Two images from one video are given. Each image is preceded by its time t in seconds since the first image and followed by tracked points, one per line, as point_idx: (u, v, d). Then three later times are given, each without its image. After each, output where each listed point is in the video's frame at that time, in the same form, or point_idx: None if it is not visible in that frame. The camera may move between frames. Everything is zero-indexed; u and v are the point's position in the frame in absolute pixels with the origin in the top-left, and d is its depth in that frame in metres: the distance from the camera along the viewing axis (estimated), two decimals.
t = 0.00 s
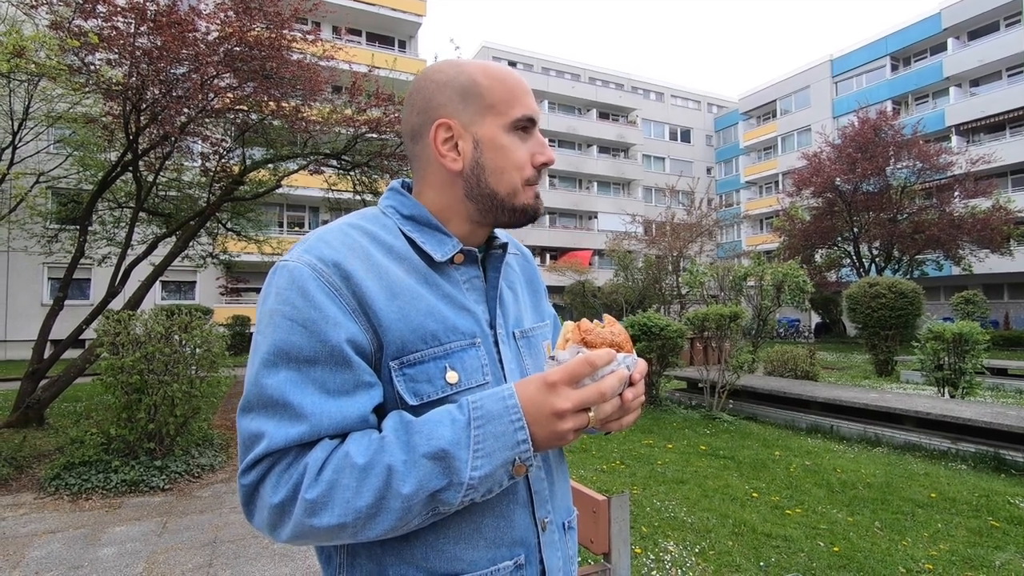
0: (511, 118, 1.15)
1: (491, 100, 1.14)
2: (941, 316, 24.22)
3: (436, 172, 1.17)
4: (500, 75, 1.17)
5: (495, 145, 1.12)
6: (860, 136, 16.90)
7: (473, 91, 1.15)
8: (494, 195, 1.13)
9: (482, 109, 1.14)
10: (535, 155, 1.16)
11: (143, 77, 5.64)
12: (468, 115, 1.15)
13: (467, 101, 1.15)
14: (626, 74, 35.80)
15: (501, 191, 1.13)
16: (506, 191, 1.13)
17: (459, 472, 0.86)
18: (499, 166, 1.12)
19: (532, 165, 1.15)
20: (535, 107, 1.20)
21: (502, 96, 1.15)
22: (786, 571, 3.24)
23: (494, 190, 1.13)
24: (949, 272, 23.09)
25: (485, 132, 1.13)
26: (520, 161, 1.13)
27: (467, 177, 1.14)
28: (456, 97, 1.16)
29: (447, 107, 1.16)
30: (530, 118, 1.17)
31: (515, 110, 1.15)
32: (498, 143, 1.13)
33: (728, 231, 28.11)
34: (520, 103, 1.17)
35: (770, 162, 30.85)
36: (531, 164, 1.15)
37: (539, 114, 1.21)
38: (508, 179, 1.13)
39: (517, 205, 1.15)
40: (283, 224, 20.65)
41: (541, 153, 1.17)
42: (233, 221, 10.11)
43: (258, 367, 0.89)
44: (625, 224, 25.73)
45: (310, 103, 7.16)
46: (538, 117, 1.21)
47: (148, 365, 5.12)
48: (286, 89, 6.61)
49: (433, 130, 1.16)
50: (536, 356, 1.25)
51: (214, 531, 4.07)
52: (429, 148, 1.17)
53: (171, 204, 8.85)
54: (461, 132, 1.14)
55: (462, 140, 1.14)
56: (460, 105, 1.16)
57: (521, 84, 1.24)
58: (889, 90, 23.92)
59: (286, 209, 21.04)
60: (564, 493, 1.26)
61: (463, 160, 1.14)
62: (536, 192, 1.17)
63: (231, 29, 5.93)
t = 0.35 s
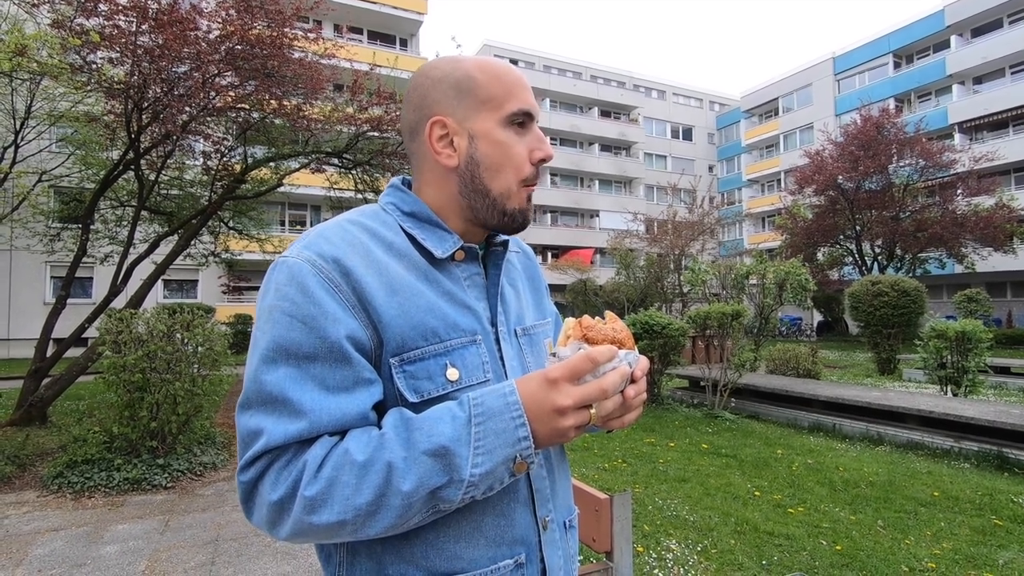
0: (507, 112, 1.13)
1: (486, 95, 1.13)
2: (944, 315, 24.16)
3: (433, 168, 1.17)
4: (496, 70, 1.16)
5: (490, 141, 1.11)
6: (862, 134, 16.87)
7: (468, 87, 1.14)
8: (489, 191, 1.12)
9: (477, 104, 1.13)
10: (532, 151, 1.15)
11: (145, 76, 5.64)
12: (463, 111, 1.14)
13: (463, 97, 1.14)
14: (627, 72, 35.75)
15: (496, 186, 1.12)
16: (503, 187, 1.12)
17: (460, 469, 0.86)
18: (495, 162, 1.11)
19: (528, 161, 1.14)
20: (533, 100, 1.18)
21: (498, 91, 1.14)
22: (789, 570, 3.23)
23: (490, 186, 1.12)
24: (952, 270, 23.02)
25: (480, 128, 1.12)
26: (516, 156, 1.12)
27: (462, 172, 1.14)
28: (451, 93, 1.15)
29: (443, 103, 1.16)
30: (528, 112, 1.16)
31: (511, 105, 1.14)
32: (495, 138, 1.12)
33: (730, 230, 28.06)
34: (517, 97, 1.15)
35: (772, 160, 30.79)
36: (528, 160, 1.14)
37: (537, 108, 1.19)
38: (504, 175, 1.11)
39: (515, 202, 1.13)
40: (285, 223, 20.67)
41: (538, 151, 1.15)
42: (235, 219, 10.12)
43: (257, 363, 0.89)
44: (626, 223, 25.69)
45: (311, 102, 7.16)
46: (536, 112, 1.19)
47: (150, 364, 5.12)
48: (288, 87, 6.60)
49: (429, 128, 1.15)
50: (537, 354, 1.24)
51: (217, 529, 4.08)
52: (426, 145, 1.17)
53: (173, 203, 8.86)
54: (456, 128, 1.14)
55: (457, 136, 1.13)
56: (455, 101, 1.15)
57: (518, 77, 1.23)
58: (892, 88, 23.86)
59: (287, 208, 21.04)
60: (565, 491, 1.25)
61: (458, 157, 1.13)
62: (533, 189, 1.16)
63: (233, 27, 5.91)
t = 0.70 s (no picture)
0: (501, 113, 1.12)
1: (480, 96, 1.12)
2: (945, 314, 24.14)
3: (429, 168, 1.17)
4: (493, 69, 1.15)
5: (484, 141, 1.11)
6: (863, 134, 16.85)
7: (464, 87, 1.14)
8: (484, 191, 1.12)
9: (472, 105, 1.12)
10: (528, 151, 1.13)
11: (145, 75, 5.63)
12: (459, 111, 1.13)
13: (458, 98, 1.14)
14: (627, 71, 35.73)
15: (492, 187, 1.11)
16: (496, 187, 1.11)
17: (459, 468, 0.86)
18: (489, 163, 1.11)
19: (524, 162, 1.12)
20: (529, 101, 1.17)
21: (493, 91, 1.13)
22: (789, 570, 3.23)
23: (485, 187, 1.11)
24: (952, 270, 23.01)
25: (475, 128, 1.11)
26: (510, 156, 1.11)
27: (457, 171, 1.13)
28: (447, 94, 1.15)
29: (438, 104, 1.15)
30: (524, 114, 1.15)
31: (506, 106, 1.13)
32: (489, 139, 1.11)
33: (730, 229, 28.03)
34: (512, 97, 1.14)
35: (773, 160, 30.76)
36: (524, 160, 1.13)
37: (534, 108, 1.18)
38: (498, 176, 1.11)
39: (510, 202, 1.13)
40: (285, 222, 20.66)
41: (535, 151, 1.14)
42: (235, 218, 10.11)
43: (256, 361, 0.89)
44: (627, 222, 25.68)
45: (312, 101, 7.15)
46: (534, 111, 1.18)
47: (150, 363, 5.12)
48: (288, 86, 6.61)
49: (425, 128, 1.15)
50: (537, 353, 1.24)
51: (217, 528, 4.08)
52: (422, 146, 1.17)
53: (173, 202, 8.85)
54: (451, 129, 1.13)
55: (452, 136, 1.13)
56: (450, 101, 1.14)
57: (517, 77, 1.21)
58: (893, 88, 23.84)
59: (287, 207, 21.03)
60: (565, 490, 1.25)
61: (452, 157, 1.13)
62: (529, 190, 1.15)
63: (233, 25, 5.90)
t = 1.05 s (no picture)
0: (492, 118, 1.09)
1: (473, 99, 1.10)
2: (943, 315, 24.18)
3: (423, 168, 1.17)
4: (489, 71, 1.11)
5: (472, 145, 1.08)
6: (862, 135, 16.85)
7: (458, 88, 1.11)
8: (471, 195, 1.10)
9: (464, 107, 1.10)
10: (520, 158, 1.10)
11: (145, 73, 5.62)
12: (450, 114, 1.12)
13: (452, 99, 1.12)
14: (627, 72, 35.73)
15: (478, 193, 1.10)
16: (482, 194, 1.09)
17: (450, 467, 0.85)
18: (476, 168, 1.09)
19: (513, 168, 1.09)
20: (525, 105, 1.12)
21: (486, 93, 1.09)
22: (788, 570, 3.23)
23: (470, 193, 1.10)
24: (951, 271, 23.05)
25: (464, 132, 1.09)
26: (497, 163, 1.09)
27: (447, 174, 1.13)
28: (442, 95, 1.13)
29: (434, 104, 1.14)
30: (518, 119, 1.10)
31: (498, 110, 1.09)
32: (477, 144, 1.08)
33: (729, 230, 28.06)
34: (506, 101, 1.10)
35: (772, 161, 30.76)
36: (514, 167, 1.09)
37: (530, 112, 1.13)
38: (484, 181, 1.09)
39: (498, 208, 1.10)
40: (284, 221, 20.63)
41: (528, 158, 1.11)
42: (234, 217, 10.11)
43: (248, 358, 0.89)
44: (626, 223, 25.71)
45: (312, 100, 7.15)
46: (530, 115, 1.13)
47: (149, 361, 5.12)
48: (288, 85, 6.60)
49: (419, 127, 1.15)
50: (533, 353, 1.23)
51: (216, 527, 4.08)
52: (416, 145, 1.17)
53: (173, 201, 8.84)
54: (443, 131, 1.12)
55: (444, 138, 1.12)
56: (444, 103, 1.12)
57: (520, 78, 1.17)
58: (892, 89, 23.85)
59: (287, 206, 21.01)
60: (562, 490, 1.25)
61: (443, 159, 1.13)
62: (518, 198, 1.12)
63: (233, 24, 5.88)
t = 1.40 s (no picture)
0: (485, 124, 1.08)
1: (468, 106, 1.09)
2: (942, 317, 24.19)
3: (420, 170, 1.18)
4: (487, 77, 1.09)
5: (465, 151, 1.08)
6: (861, 137, 16.86)
7: (454, 93, 1.10)
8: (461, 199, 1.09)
9: (459, 112, 1.09)
10: (511, 167, 1.09)
11: (144, 72, 5.62)
12: (445, 118, 1.11)
13: (447, 103, 1.11)
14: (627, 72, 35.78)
15: (467, 199, 1.09)
16: (472, 201, 1.09)
17: (444, 467, 0.84)
18: (467, 175, 1.09)
19: (503, 176, 1.08)
20: (522, 114, 1.10)
21: (481, 100, 1.08)
22: (787, 571, 3.24)
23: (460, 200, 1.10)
24: (949, 273, 23.08)
25: (457, 138, 1.09)
26: (488, 170, 1.08)
27: (441, 177, 1.12)
28: (439, 98, 1.12)
29: (431, 106, 1.13)
30: (513, 127, 1.09)
31: (493, 118, 1.08)
32: (469, 151, 1.08)
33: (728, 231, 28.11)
34: (502, 107, 1.08)
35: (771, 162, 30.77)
36: (505, 175, 1.08)
37: (527, 120, 1.11)
38: (474, 189, 1.08)
39: (488, 215, 1.10)
40: (284, 221, 20.61)
41: (520, 168, 1.09)
42: (233, 217, 10.09)
43: (243, 356, 0.89)
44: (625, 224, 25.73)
45: (312, 100, 7.15)
46: (526, 123, 1.11)
47: (148, 361, 5.11)
48: (287, 85, 6.61)
49: (416, 128, 1.15)
50: (530, 353, 1.23)
51: (214, 527, 4.07)
52: (413, 146, 1.18)
53: (171, 200, 8.83)
54: (438, 134, 1.12)
55: (438, 142, 1.12)
56: (440, 106, 1.12)
57: (520, 85, 1.15)
58: (891, 91, 23.88)
59: (286, 206, 20.98)
60: (559, 491, 1.24)
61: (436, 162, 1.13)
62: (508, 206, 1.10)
63: (233, 23, 5.87)
